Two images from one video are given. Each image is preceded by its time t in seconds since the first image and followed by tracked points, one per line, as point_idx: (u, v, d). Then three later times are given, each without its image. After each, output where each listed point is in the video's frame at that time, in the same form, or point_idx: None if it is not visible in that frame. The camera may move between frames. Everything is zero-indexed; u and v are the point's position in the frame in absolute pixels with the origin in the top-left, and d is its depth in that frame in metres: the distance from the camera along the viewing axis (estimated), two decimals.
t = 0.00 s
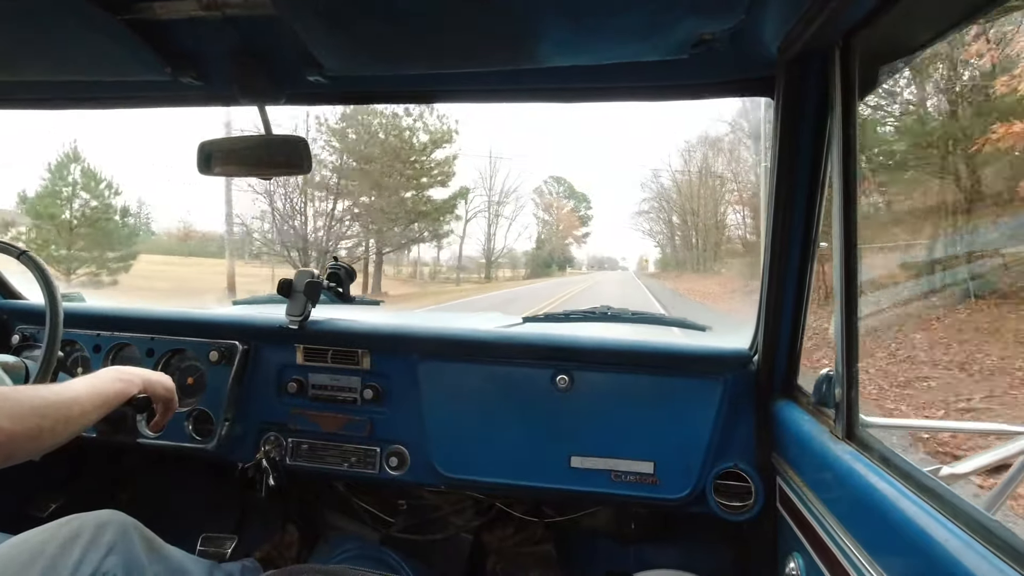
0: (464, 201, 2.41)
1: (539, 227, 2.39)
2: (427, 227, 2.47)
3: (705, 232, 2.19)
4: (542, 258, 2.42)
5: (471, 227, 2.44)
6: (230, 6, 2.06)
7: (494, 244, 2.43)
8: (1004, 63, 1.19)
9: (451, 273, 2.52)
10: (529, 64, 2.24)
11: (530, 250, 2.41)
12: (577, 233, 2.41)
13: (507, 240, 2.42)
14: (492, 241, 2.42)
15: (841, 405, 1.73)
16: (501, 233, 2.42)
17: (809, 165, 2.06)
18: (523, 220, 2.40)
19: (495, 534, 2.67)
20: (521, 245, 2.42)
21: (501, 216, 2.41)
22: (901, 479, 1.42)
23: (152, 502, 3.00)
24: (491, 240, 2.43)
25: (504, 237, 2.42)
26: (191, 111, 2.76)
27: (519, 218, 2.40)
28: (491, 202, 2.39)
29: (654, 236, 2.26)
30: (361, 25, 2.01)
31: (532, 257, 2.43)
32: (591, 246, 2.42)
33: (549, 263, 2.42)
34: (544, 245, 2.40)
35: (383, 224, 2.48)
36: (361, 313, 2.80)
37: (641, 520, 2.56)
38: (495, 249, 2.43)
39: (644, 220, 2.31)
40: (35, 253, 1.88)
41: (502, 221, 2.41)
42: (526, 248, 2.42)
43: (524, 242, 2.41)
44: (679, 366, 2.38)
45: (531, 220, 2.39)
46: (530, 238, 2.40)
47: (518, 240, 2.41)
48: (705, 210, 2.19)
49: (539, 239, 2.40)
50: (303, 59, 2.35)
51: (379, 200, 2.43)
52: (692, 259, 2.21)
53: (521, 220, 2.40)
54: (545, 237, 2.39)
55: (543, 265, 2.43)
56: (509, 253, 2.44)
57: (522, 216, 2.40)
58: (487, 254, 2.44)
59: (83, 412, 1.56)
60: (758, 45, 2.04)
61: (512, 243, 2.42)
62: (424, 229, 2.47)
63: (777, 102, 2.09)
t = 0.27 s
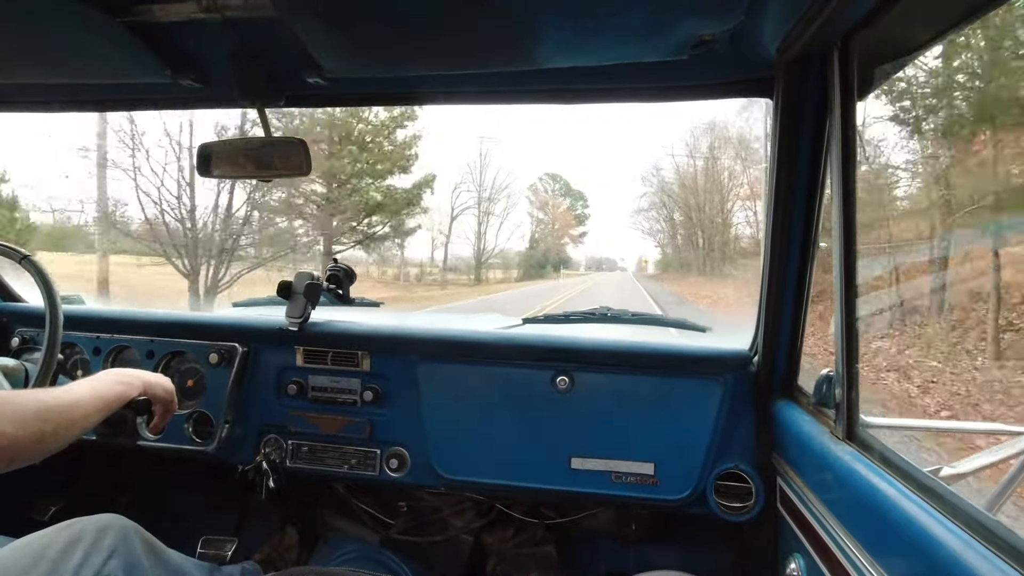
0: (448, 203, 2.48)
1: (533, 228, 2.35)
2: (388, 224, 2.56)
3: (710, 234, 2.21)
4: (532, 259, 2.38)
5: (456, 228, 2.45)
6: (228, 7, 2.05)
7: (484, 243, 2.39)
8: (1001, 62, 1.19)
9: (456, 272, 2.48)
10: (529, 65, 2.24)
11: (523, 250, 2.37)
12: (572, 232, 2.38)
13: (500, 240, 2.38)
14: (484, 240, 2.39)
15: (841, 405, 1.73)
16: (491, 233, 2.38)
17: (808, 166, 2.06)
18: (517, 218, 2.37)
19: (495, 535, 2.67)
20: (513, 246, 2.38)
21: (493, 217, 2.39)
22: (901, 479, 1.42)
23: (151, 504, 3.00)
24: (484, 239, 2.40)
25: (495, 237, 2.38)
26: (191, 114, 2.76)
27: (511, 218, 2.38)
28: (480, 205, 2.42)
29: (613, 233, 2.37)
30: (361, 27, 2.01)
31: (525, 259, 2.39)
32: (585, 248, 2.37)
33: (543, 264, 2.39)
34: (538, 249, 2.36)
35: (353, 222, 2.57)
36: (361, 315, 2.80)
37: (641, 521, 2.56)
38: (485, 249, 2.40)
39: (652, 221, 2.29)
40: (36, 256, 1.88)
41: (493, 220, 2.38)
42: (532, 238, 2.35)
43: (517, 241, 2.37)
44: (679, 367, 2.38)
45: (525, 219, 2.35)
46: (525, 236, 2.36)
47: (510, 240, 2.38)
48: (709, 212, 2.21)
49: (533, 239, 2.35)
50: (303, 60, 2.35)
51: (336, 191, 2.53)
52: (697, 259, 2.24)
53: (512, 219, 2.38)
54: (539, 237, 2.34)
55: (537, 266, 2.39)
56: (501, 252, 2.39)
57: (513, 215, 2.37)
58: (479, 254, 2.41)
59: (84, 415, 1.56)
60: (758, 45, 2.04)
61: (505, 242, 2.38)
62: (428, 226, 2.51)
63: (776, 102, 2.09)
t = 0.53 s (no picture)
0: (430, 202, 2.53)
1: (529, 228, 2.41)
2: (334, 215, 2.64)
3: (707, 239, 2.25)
4: (523, 259, 2.39)
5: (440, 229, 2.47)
6: (229, 10, 2.05)
7: (473, 242, 2.41)
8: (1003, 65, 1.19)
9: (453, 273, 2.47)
10: (529, 67, 2.25)
11: (515, 249, 2.40)
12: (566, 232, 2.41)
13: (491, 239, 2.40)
14: (473, 239, 2.41)
15: (842, 407, 1.73)
16: (481, 229, 2.41)
17: (808, 168, 2.06)
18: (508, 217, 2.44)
19: (495, 538, 2.66)
20: (507, 246, 2.40)
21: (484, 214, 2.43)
22: (902, 481, 1.42)
23: (150, 508, 2.99)
24: (472, 238, 2.41)
25: (487, 236, 2.40)
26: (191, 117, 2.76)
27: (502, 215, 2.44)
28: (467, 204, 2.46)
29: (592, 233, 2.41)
30: (361, 30, 2.01)
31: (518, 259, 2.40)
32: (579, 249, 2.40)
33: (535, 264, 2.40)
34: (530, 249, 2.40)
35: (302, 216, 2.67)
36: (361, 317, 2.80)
37: (642, 523, 2.56)
38: (474, 249, 2.41)
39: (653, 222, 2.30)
40: (35, 257, 1.87)
41: (483, 217, 2.43)
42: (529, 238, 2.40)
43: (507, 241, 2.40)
44: (679, 369, 2.38)
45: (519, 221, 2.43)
46: (518, 234, 2.41)
47: (501, 240, 2.40)
48: (710, 213, 2.22)
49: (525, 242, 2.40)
50: (304, 63, 2.35)
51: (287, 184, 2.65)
52: (696, 262, 2.28)
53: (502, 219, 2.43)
54: (533, 236, 2.40)
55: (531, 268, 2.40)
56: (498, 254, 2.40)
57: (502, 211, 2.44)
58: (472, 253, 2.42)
59: (85, 418, 1.55)
60: (758, 47, 2.04)
61: (497, 240, 2.40)
62: (412, 225, 2.51)
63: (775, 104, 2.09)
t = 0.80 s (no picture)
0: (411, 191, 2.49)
1: (521, 226, 2.39)
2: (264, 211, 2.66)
3: (709, 244, 2.24)
4: (510, 259, 2.43)
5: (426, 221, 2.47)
6: (229, 12, 2.06)
7: (461, 240, 2.42)
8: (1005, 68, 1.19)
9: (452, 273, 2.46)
10: (530, 69, 2.25)
11: (505, 246, 2.41)
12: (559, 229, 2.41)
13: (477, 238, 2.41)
14: (461, 236, 2.42)
15: (841, 410, 1.73)
16: (469, 226, 2.42)
17: (808, 171, 2.06)
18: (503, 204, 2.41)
19: (494, 540, 2.67)
20: (497, 246, 2.41)
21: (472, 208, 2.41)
22: (901, 484, 1.41)
23: (148, 509, 2.99)
24: (456, 236, 2.43)
25: (477, 232, 2.41)
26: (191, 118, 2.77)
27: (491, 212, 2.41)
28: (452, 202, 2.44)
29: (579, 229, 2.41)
30: (361, 31, 2.01)
31: (512, 258, 2.43)
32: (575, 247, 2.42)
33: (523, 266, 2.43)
34: (520, 251, 2.41)
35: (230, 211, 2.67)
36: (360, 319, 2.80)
37: (641, 526, 2.56)
38: (461, 250, 2.42)
39: (660, 222, 2.29)
40: (33, 256, 1.87)
41: (471, 213, 2.41)
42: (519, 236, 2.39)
43: (495, 237, 2.40)
44: (678, 371, 2.38)
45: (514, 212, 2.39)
46: (507, 230, 2.39)
47: (488, 238, 2.41)
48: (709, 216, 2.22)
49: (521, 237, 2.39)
50: (304, 65, 2.35)
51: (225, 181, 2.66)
52: (702, 262, 2.24)
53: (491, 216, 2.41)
54: (525, 234, 2.38)
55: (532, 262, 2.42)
56: (500, 249, 2.41)
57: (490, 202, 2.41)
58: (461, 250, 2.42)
59: (81, 418, 1.55)
60: (759, 51, 2.05)
61: (484, 238, 2.41)
62: (402, 223, 2.48)
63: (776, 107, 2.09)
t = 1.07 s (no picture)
0: (386, 185, 2.50)
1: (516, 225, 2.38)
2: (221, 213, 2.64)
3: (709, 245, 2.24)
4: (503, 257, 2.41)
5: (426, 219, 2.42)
6: (229, 10, 2.05)
7: (446, 239, 2.39)
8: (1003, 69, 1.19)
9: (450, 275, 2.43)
10: (529, 69, 2.25)
11: (495, 245, 2.40)
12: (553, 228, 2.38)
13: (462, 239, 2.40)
14: (446, 234, 2.39)
15: (840, 410, 1.73)
16: (455, 223, 2.40)
17: (807, 171, 2.06)
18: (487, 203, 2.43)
19: (493, 539, 2.66)
20: (488, 244, 2.40)
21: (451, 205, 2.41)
22: (900, 484, 1.42)
23: (147, 507, 2.99)
24: (441, 234, 2.40)
25: (465, 229, 2.40)
26: (192, 117, 2.76)
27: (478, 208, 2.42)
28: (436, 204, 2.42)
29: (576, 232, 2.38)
30: (361, 30, 2.01)
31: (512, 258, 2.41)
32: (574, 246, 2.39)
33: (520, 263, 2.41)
34: (511, 250, 2.40)
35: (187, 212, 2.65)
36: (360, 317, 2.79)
37: (640, 525, 2.56)
38: (446, 250, 2.39)
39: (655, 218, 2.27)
40: (31, 252, 1.87)
41: (458, 208, 2.41)
42: (514, 234, 2.38)
43: (489, 237, 2.40)
44: (677, 371, 2.38)
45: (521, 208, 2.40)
46: (502, 229, 2.39)
47: (478, 237, 2.40)
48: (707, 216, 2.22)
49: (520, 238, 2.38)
50: (304, 63, 2.35)
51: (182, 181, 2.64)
52: (700, 263, 2.23)
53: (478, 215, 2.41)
54: (517, 231, 2.38)
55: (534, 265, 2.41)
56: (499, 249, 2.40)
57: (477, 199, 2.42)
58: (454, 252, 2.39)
59: (80, 417, 1.55)
60: (759, 50, 2.05)
61: (474, 237, 2.40)
62: (401, 224, 2.46)
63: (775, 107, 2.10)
